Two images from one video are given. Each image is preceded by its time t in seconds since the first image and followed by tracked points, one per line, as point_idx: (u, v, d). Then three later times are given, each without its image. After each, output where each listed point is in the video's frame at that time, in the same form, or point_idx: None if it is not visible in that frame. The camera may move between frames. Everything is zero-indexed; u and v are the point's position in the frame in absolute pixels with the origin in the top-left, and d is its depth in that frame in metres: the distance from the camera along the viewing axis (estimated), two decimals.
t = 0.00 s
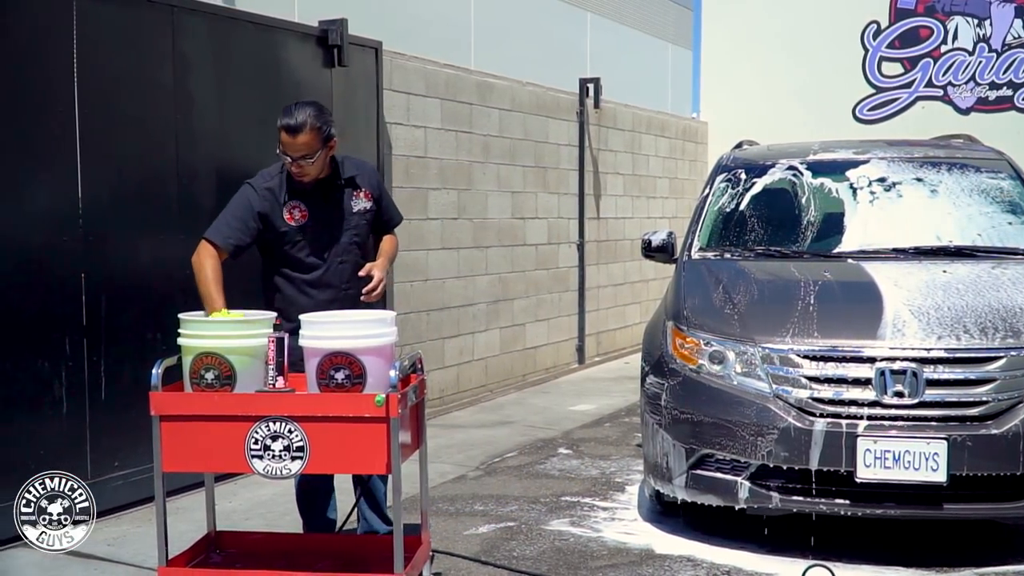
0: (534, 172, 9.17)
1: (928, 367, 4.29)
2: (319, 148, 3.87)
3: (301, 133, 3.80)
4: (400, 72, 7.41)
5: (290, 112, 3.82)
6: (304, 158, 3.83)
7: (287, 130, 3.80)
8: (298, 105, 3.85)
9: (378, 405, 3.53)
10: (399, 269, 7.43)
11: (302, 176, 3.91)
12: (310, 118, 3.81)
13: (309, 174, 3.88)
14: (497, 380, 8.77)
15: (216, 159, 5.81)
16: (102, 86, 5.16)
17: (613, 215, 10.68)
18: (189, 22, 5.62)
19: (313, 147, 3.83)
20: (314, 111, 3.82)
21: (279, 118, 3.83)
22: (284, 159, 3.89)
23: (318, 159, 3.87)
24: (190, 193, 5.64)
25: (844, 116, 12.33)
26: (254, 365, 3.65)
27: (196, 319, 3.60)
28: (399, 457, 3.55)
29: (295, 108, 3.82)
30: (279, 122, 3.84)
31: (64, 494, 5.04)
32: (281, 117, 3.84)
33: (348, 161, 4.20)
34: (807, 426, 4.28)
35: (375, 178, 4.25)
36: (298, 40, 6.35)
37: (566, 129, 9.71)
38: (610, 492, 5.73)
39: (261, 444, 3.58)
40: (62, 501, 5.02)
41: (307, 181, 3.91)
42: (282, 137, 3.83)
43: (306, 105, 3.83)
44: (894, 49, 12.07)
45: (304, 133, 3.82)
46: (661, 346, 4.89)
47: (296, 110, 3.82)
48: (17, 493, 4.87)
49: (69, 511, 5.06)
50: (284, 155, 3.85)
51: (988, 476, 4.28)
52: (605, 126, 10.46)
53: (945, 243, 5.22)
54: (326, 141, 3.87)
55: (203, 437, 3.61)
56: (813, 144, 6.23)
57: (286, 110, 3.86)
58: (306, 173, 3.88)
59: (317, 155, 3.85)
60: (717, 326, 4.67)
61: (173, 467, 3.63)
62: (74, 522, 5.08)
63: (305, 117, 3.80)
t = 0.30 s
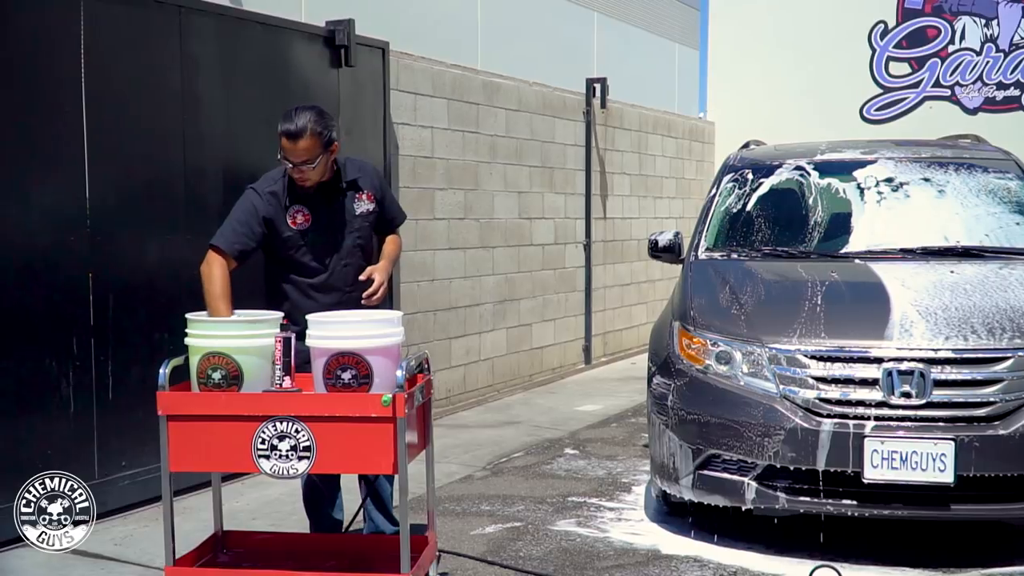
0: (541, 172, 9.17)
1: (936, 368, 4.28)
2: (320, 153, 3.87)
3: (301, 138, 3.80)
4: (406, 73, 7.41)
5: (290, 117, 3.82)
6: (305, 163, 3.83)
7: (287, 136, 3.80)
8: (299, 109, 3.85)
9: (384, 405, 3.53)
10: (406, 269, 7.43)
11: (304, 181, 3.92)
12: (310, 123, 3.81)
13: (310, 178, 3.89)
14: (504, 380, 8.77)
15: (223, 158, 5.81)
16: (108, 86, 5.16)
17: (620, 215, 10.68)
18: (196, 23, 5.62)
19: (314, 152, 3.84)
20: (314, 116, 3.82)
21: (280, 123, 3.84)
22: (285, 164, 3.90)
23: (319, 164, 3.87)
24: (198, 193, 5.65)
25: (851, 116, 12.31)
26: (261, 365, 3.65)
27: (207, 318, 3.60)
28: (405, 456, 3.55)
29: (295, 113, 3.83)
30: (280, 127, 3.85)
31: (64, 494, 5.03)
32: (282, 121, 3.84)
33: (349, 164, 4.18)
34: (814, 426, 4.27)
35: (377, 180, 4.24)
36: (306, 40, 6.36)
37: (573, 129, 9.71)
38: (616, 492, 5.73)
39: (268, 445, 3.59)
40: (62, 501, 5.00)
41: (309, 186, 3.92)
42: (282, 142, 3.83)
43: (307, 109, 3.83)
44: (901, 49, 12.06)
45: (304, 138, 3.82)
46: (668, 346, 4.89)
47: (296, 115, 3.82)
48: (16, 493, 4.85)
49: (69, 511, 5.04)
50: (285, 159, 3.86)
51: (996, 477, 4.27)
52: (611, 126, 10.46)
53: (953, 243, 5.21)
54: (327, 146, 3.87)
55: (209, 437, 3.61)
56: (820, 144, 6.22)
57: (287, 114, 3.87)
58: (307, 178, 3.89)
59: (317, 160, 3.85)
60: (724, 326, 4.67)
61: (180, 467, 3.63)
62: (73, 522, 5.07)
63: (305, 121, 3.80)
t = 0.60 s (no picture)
0: (544, 172, 9.17)
1: (939, 369, 4.28)
2: (319, 159, 3.88)
3: (301, 144, 3.80)
4: (409, 73, 7.41)
5: (288, 124, 3.81)
6: (305, 169, 3.83)
7: (286, 142, 3.80)
8: (297, 116, 3.85)
9: (387, 406, 3.52)
10: (408, 269, 7.43)
11: (303, 187, 3.91)
12: (308, 129, 3.81)
13: (310, 185, 3.89)
14: (507, 380, 8.77)
15: (226, 158, 5.81)
16: (111, 86, 5.16)
17: (623, 215, 10.67)
18: (198, 23, 5.62)
19: (313, 158, 3.84)
20: (313, 122, 3.82)
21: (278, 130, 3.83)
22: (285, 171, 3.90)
23: (318, 169, 3.87)
24: (200, 192, 5.66)
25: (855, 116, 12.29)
26: (264, 365, 3.65)
27: (210, 318, 3.60)
28: (408, 457, 3.55)
29: (293, 119, 3.82)
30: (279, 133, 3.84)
31: (64, 493, 5.02)
32: (281, 128, 3.84)
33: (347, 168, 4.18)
34: (818, 426, 4.27)
35: (376, 182, 4.24)
36: (310, 40, 6.36)
37: (576, 129, 9.72)
38: (619, 492, 5.73)
39: (271, 444, 3.59)
40: (63, 501, 5.00)
41: (309, 192, 3.92)
42: (282, 149, 3.83)
43: (305, 115, 3.83)
44: (905, 49, 12.04)
45: (303, 144, 3.81)
46: (671, 346, 4.89)
47: (295, 122, 3.81)
48: (17, 493, 4.84)
49: (69, 511, 5.04)
50: (285, 166, 3.86)
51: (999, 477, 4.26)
52: (614, 126, 10.45)
53: (956, 244, 5.20)
54: (326, 151, 3.88)
55: (212, 437, 3.61)
56: (823, 144, 6.21)
57: (285, 121, 3.86)
58: (307, 184, 3.89)
59: (317, 165, 3.85)
60: (728, 327, 4.67)
61: (182, 467, 3.64)
62: (74, 523, 5.06)
63: (304, 128, 3.80)
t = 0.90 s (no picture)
0: (545, 172, 9.17)
1: (940, 369, 4.28)
2: (318, 161, 3.88)
3: (300, 146, 3.81)
4: (410, 73, 7.41)
5: (288, 126, 3.82)
6: (304, 171, 3.83)
7: (285, 144, 3.80)
8: (296, 118, 3.85)
9: (388, 405, 3.52)
10: (409, 269, 7.43)
11: (303, 189, 3.92)
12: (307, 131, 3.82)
13: (310, 187, 3.89)
14: (508, 380, 8.77)
15: (227, 159, 5.82)
16: (112, 86, 5.16)
17: (624, 215, 10.67)
18: (199, 23, 5.62)
19: (312, 159, 3.84)
20: (312, 123, 3.82)
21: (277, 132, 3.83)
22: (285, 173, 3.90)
23: (317, 171, 3.87)
24: (202, 192, 5.66)
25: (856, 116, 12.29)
26: (265, 364, 3.66)
27: (211, 318, 3.61)
28: (409, 456, 3.55)
29: (293, 121, 3.83)
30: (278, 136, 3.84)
31: (65, 494, 5.02)
32: (280, 131, 3.84)
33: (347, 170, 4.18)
34: (819, 426, 4.27)
35: (375, 183, 4.24)
36: (311, 40, 6.36)
37: (578, 129, 9.72)
38: (620, 492, 5.73)
39: (272, 444, 3.59)
40: (63, 501, 5.00)
41: (309, 194, 3.92)
42: (281, 151, 3.83)
43: (304, 117, 3.83)
44: (906, 49, 12.03)
45: (302, 146, 3.82)
46: (672, 346, 4.89)
47: (294, 124, 3.82)
48: (17, 493, 4.84)
49: (69, 511, 5.04)
50: (285, 168, 3.86)
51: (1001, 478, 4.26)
52: (615, 127, 10.45)
53: (957, 244, 5.20)
54: (325, 153, 3.88)
55: (213, 437, 3.61)
56: (825, 144, 6.21)
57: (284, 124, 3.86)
58: (306, 186, 3.89)
59: (316, 167, 3.85)
60: (729, 327, 4.67)
61: (183, 466, 3.64)
62: (74, 522, 5.06)
63: (303, 130, 3.80)
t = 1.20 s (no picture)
0: (545, 172, 9.18)
1: (940, 369, 4.28)
2: (319, 162, 3.88)
3: (301, 147, 3.81)
4: (411, 73, 7.41)
5: (289, 126, 3.82)
6: (305, 172, 3.83)
7: (287, 145, 3.80)
8: (298, 119, 3.85)
9: (388, 405, 3.52)
10: (409, 269, 7.43)
11: (303, 190, 3.91)
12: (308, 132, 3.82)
13: (310, 187, 3.89)
14: (508, 380, 8.77)
15: (227, 159, 5.82)
16: (112, 86, 5.16)
17: (624, 215, 10.67)
18: (199, 23, 5.62)
19: (313, 161, 3.84)
20: (314, 125, 3.82)
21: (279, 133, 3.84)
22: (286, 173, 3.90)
23: (318, 172, 3.87)
24: (202, 192, 5.66)
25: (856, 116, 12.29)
26: (265, 364, 3.65)
27: (210, 318, 3.61)
28: (409, 456, 3.55)
29: (295, 122, 3.83)
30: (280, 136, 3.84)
31: (65, 493, 5.02)
32: (282, 131, 3.84)
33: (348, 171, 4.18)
34: (819, 426, 4.27)
35: (375, 184, 4.24)
36: (311, 40, 6.37)
37: (578, 129, 9.72)
38: (620, 492, 5.73)
39: (272, 444, 3.59)
40: (63, 501, 5.00)
41: (309, 195, 3.92)
42: (283, 152, 3.83)
43: (305, 119, 3.83)
44: (906, 49, 12.03)
45: (303, 147, 3.82)
46: (672, 346, 4.89)
47: (296, 125, 3.82)
48: (17, 493, 4.84)
49: (69, 511, 5.04)
50: (286, 169, 3.86)
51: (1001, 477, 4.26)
52: (615, 127, 10.45)
53: (957, 244, 5.20)
54: (327, 155, 3.88)
55: (212, 437, 3.61)
56: (825, 144, 6.21)
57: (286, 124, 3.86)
58: (306, 187, 3.89)
59: (317, 168, 3.85)
60: (729, 327, 4.67)
61: (183, 466, 3.64)
62: (74, 522, 5.06)
63: (305, 131, 3.80)
